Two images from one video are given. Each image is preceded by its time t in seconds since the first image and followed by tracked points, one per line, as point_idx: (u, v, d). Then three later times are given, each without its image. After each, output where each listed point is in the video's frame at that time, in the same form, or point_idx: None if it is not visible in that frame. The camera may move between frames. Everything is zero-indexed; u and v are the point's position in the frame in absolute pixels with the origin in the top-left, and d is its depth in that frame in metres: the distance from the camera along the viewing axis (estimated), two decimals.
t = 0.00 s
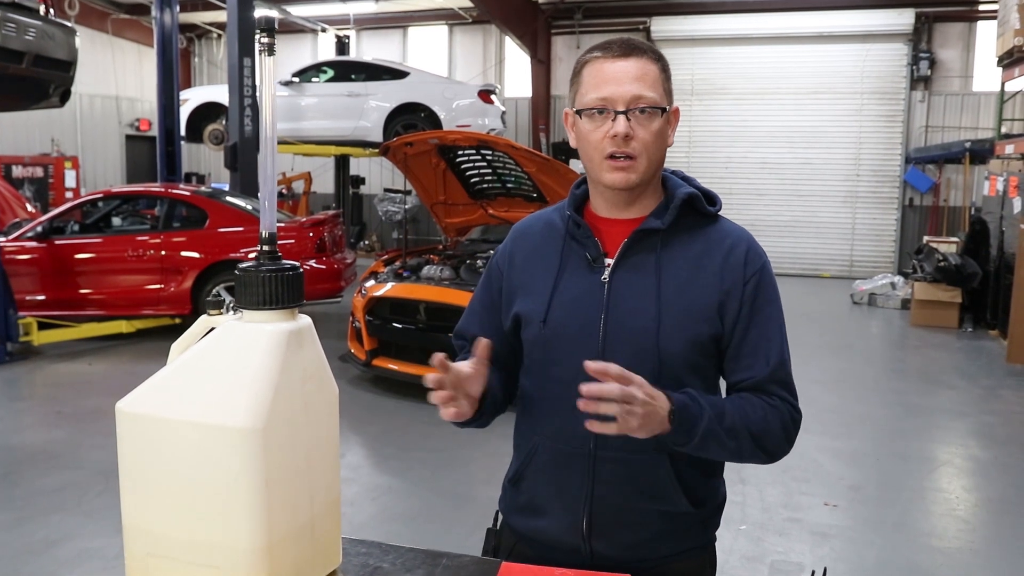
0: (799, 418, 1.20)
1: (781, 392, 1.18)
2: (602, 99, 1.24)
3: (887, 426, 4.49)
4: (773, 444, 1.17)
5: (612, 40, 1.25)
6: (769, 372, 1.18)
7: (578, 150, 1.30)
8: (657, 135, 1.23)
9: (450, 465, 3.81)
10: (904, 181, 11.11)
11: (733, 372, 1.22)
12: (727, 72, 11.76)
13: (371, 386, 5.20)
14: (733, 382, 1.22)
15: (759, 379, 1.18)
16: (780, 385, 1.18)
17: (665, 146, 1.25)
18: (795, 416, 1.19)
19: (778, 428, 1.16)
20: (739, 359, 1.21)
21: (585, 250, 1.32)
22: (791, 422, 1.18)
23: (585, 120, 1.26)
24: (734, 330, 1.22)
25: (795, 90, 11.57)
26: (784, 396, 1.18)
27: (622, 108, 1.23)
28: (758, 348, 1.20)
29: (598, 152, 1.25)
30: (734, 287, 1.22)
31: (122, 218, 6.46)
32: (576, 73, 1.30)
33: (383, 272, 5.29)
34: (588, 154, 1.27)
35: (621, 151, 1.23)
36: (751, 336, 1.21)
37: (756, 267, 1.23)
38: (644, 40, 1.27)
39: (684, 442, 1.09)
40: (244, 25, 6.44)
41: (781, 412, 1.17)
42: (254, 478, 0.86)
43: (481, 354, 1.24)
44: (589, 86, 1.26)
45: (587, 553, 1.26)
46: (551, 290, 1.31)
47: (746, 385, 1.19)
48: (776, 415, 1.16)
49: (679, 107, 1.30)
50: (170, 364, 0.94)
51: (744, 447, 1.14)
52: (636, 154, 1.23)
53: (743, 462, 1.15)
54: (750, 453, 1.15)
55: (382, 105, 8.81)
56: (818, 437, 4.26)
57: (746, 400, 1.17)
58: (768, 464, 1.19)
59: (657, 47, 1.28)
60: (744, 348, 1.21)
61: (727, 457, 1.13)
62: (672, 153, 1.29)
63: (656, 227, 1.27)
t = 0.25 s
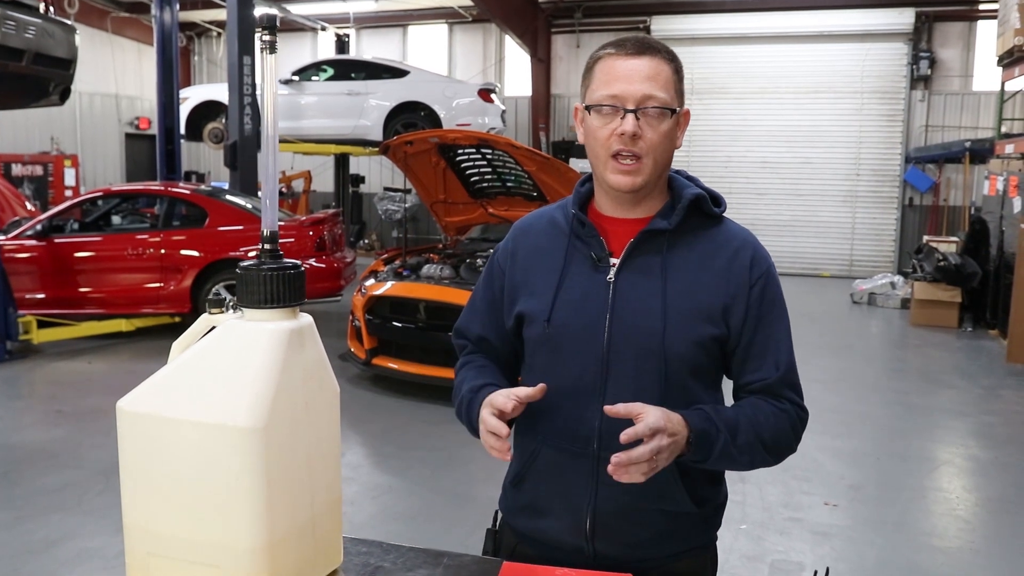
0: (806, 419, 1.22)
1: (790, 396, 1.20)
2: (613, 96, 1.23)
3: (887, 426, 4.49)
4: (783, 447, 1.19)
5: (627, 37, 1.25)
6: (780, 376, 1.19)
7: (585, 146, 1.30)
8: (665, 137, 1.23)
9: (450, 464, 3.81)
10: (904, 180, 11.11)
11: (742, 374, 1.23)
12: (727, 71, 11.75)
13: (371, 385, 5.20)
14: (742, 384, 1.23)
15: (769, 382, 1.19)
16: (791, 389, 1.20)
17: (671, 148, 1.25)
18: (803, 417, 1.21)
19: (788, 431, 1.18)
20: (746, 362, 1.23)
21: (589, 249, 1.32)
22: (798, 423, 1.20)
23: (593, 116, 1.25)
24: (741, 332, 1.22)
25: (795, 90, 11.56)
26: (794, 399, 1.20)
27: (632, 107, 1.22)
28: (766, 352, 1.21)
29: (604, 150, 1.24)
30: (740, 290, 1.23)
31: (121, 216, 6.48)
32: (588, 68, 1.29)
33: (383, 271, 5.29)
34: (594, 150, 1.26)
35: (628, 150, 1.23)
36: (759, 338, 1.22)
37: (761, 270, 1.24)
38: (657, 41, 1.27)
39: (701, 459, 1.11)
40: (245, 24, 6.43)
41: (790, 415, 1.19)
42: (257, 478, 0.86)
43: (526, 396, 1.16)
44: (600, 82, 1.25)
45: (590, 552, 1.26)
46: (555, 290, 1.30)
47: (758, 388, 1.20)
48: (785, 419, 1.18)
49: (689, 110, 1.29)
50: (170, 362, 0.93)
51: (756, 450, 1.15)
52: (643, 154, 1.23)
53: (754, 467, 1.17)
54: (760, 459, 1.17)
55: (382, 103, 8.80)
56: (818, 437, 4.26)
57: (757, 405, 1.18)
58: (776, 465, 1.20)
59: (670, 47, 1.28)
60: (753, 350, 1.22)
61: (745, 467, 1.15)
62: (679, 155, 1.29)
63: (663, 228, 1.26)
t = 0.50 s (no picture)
0: (805, 422, 1.22)
1: (789, 400, 1.20)
2: (618, 95, 1.23)
3: (888, 425, 4.49)
4: (782, 449, 1.19)
5: (632, 36, 1.25)
6: (780, 379, 1.19)
7: (588, 146, 1.30)
8: (669, 137, 1.23)
9: (450, 465, 3.81)
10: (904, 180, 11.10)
11: (744, 376, 1.23)
12: (727, 71, 11.74)
13: (371, 385, 5.20)
14: (743, 386, 1.23)
15: (769, 385, 1.19)
16: (790, 392, 1.20)
17: (675, 148, 1.25)
18: (802, 421, 1.21)
19: (786, 434, 1.18)
20: (749, 364, 1.22)
21: (592, 249, 1.32)
22: (796, 426, 1.20)
23: (597, 115, 1.25)
24: (743, 334, 1.22)
25: (795, 89, 11.56)
26: (792, 403, 1.20)
27: (636, 106, 1.22)
28: (767, 354, 1.21)
29: (608, 149, 1.24)
30: (742, 291, 1.23)
31: (122, 217, 6.47)
32: (593, 67, 1.29)
33: (384, 271, 5.29)
34: (597, 149, 1.26)
35: (632, 150, 1.23)
36: (761, 340, 1.22)
37: (764, 272, 1.24)
38: (663, 41, 1.26)
39: (700, 462, 1.11)
40: (244, 24, 6.43)
41: (789, 419, 1.19)
42: (257, 480, 0.86)
43: (526, 391, 1.15)
44: (605, 81, 1.25)
45: (591, 552, 1.26)
46: (558, 289, 1.30)
47: (758, 391, 1.20)
48: (785, 422, 1.18)
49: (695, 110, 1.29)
50: (170, 364, 0.93)
51: (754, 454, 1.15)
52: (647, 153, 1.23)
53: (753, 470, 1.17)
54: (760, 462, 1.17)
55: (382, 104, 8.80)
56: (819, 436, 4.26)
57: (756, 408, 1.18)
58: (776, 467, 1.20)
59: (676, 49, 1.27)
60: (755, 352, 1.22)
61: (744, 470, 1.15)
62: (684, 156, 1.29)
63: (667, 228, 1.26)
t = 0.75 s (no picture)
0: (814, 420, 1.21)
1: (794, 397, 1.19)
2: (616, 95, 1.23)
3: (887, 424, 4.49)
4: (788, 447, 1.18)
5: (628, 36, 1.25)
6: (782, 377, 1.18)
7: (588, 147, 1.29)
8: (669, 134, 1.22)
9: (450, 465, 3.81)
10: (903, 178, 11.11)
11: (746, 375, 1.23)
12: (725, 70, 11.74)
13: (371, 385, 5.19)
14: (746, 385, 1.22)
15: (772, 383, 1.19)
16: (794, 390, 1.19)
17: (675, 145, 1.25)
18: (811, 420, 1.20)
19: (792, 433, 1.17)
20: (749, 363, 1.22)
21: (592, 248, 1.31)
22: (806, 426, 1.19)
23: (596, 115, 1.25)
24: (743, 333, 1.22)
25: (793, 88, 11.56)
26: (798, 401, 1.19)
27: (635, 105, 1.22)
28: (769, 353, 1.20)
29: (608, 149, 1.24)
30: (742, 290, 1.22)
31: (120, 218, 6.46)
32: (590, 67, 1.29)
33: (383, 271, 5.28)
34: (597, 150, 1.26)
35: (632, 149, 1.23)
36: (762, 339, 1.22)
37: (764, 271, 1.23)
38: (660, 39, 1.26)
39: (699, 462, 1.11)
40: (242, 24, 6.42)
41: (796, 416, 1.18)
42: (256, 481, 0.85)
43: (528, 408, 1.15)
44: (603, 81, 1.25)
45: (591, 551, 1.26)
46: (557, 289, 1.30)
47: (760, 390, 1.20)
48: (791, 420, 1.17)
49: (693, 107, 1.29)
50: (170, 364, 0.93)
51: (757, 453, 1.15)
52: (646, 152, 1.23)
53: (757, 470, 1.17)
54: (763, 460, 1.16)
55: (381, 104, 8.79)
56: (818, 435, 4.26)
57: (760, 408, 1.18)
58: (781, 467, 1.20)
59: (672, 46, 1.27)
60: (756, 351, 1.22)
61: (745, 469, 1.15)
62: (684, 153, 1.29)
63: (666, 227, 1.26)
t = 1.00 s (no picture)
0: (823, 413, 1.20)
1: (801, 386, 1.18)
2: (609, 96, 1.23)
3: (889, 424, 4.48)
4: (798, 437, 1.16)
5: (619, 37, 1.24)
6: (787, 368, 1.18)
7: (586, 148, 1.29)
8: (664, 133, 1.22)
9: (452, 465, 3.81)
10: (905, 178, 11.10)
11: (749, 370, 1.22)
12: (726, 70, 11.73)
13: (372, 385, 5.19)
14: (751, 378, 1.22)
15: (777, 374, 1.18)
16: (802, 378, 1.18)
17: (671, 144, 1.25)
18: (820, 410, 1.18)
19: (802, 421, 1.16)
20: (752, 357, 1.21)
21: (592, 248, 1.31)
22: (816, 417, 1.18)
23: (591, 118, 1.25)
24: (746, 329, 1.21)
25: (795, 88, 11.55)
26: (805, 389, 1.18)
27: (629, 105, 1.22)
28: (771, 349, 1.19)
29: (604, 150, 1.24)
30: (744, 286, 1.21)
31: (122, 218, 6.46)
32: (583, 70, 1.29)
33: (384, 271, 5.28)
34: (595, 152, 1.26)
35: (628, 150, 1.22)
36: (765, 334, 1.20)
37: (766, 265, 1.23)
38: (651, 37, 1.26)
39: (704, 433, 1.08)
40: (244, 24, 6.42)
41: (805, 404, 1.16)
42: (258, 481, 0.85)
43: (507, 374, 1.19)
44: (596, 83, 1.24)
45: (593, 551, 1.26)
46: (558, 288, 1.30)
47: (767, 380, 1.19)
48: (801, 408, 1.16)
49: (688, 105, 1.29)
50: (171, 365, 0.92)
51: (766, 434, 1.13)
52: (643, 152, 1.22)
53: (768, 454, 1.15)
54: (776, 445, 1.14)
55: (382, 104, 8.79)
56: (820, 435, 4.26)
57: (769, 393, 1.16)
58: (791, 458, 1.18)
59: (664, 43, 1.27)
60: (758, 346, 1.21)
61: (753, 448, 1.12)
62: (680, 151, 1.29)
63: (665, 226, 1.26)
